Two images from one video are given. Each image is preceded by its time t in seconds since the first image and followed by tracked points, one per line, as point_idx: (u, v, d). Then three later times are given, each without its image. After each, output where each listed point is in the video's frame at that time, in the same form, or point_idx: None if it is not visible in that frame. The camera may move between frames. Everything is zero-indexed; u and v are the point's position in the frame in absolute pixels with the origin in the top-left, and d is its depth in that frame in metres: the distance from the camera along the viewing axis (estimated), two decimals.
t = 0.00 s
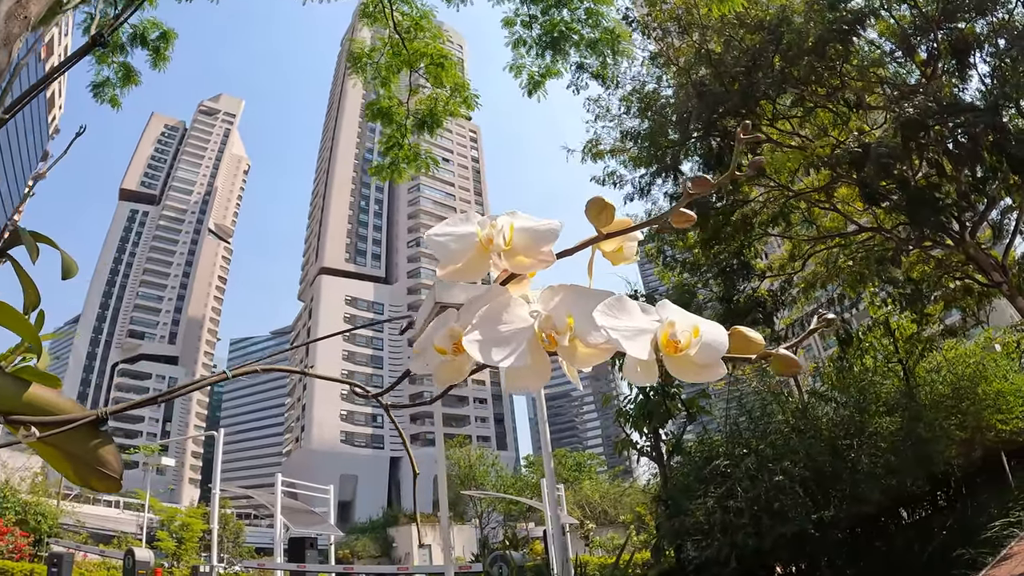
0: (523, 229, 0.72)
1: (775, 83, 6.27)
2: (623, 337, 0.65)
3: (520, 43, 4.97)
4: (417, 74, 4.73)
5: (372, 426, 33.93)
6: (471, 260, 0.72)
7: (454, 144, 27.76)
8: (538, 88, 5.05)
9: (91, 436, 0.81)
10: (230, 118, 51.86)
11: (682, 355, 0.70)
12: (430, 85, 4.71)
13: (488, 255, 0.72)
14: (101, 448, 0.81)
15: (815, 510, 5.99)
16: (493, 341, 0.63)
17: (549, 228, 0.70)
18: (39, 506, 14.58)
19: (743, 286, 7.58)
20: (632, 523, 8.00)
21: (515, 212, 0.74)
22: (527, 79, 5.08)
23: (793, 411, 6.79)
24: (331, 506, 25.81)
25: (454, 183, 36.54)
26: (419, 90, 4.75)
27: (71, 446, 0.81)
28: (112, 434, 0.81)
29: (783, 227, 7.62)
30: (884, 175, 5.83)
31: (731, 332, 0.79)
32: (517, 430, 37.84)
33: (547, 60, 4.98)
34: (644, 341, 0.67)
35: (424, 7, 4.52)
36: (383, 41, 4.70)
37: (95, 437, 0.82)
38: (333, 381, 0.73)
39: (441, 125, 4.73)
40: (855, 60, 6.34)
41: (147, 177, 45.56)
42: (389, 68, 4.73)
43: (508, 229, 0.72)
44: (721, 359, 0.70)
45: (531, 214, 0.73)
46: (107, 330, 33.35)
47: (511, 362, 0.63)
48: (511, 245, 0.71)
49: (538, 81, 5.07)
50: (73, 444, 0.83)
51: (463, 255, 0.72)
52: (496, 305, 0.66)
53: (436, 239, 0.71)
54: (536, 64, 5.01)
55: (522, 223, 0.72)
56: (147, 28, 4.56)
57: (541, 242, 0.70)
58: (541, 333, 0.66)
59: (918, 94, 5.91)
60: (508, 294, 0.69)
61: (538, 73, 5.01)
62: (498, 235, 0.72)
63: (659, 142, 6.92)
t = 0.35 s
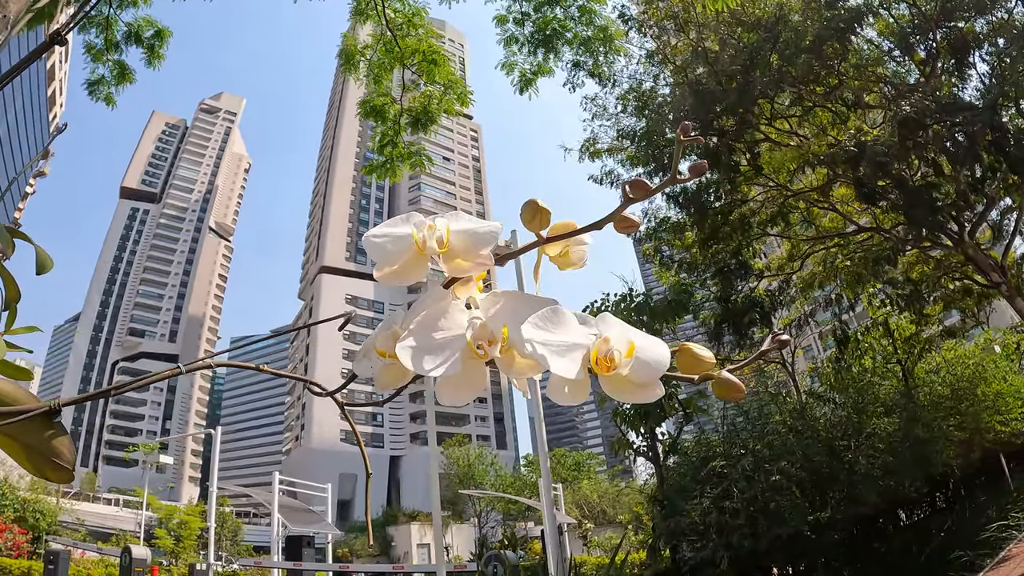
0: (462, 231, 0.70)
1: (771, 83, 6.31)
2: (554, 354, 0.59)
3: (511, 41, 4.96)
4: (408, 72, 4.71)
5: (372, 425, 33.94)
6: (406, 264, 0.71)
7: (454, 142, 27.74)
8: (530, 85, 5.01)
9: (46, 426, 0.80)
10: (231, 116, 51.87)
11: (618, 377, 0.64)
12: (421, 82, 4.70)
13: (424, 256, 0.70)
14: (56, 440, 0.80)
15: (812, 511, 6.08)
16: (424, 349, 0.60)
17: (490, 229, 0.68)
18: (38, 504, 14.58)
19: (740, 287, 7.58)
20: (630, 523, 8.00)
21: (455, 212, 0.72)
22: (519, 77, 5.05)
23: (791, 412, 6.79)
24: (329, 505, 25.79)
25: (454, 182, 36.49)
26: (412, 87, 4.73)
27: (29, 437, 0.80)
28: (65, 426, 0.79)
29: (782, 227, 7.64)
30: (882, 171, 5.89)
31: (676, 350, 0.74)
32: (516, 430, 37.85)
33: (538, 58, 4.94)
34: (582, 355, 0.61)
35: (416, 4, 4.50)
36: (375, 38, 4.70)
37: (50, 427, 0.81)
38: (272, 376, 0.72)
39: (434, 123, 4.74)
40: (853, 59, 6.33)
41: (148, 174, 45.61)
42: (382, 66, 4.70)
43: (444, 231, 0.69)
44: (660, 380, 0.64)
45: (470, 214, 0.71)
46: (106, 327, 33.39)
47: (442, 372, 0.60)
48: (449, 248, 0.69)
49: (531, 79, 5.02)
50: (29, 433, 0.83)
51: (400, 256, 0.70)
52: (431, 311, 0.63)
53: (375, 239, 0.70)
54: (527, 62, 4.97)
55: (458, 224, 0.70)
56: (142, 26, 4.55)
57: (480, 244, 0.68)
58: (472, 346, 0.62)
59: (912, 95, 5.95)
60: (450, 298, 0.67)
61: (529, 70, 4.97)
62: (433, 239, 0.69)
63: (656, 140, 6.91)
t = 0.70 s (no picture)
0: (464, 214, 0.71)
1: (776, 82, 6.29)
2: (550, 320, 0.62)
3: (517, 41, 4.95)
4: (414, 70, 4.72)
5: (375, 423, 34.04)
6: (412, 243, 0.71)
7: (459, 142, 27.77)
8: (536, 85, 4.99)
9: (64, 411, 0.88)
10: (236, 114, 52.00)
11: (612, 337, 0.68)
12: (427, 81, 4.70)
13: (432, 238, 0.71)
14: (75, 421, 0.87)
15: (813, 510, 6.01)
16: (427, 324, 0.61)
17: (488, 212, 0.69)
18: (42, 499, 14.66)
19: (744, 287, 7.58)
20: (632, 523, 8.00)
21: (459, 198, 0.73)
22: (525, 77, 5.03)
23: (793, 412, 6.82)
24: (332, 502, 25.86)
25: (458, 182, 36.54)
26: (418, 86, 4.74)
27: (47, 419, 0.87)
28: (85, 411, 0.88)
29: (786, 228, 7.64)
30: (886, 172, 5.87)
31: (670, 320, 0.75)
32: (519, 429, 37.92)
33: (544, 58, 4.93)
34: (576, 324, 0.64)
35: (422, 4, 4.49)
36: (382, 37, 4.70)
37: (69, 411, 0.88)
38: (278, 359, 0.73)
39: (440, 121, 4.76)
40: (857, 61, 6.39)
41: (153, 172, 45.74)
42: (388, 64, 4.72)
43: (446, 214, 0.71)
44: (652, 344, 0.67)
45: (475, 200, 0.73)
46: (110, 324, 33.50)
47: (445, 344, 0.61)
48: (451, 228, 0.70)
49: (537, 79, 5.01)
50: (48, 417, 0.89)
51: (405, 237, 0.71)
52: (439, 284, 0.65)
53: (380, 222, 0.71)
54: (533, 61, 4.96)
55: (462, 208, 0.71)
56: (150, 24, 4.56)
57: (481, 224, 0.70)
58: (475, 318, 0.63)
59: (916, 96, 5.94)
60: (455, 276, 0.68)
61: (535, 70, 4.95)
62: (435, 222, 0.70)
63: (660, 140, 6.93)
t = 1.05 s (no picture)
0: (478, 232, 0.73)
1: (786, 82, 6.26)
2: (557, 340, 0.64)
3: (529, 38, 4.95)
4: (426, 67, 4.71)
5: (383, 417, 34.22)
6: (427, 260, 0.71)
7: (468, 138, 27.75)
8: (549, 82, 4.99)
9: (91, 403, 0.85)
10: (248, 107, 52.31)
11: (616, 355, 0.72)
12: (440, 78, 4.70)
13: (448, 253, 0.71)
14: (100, 414, 0.84)
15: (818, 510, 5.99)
16: (440, 336, 0.64)
17: (502, 230, 0.70)
18: (52, 488, 14.79)
19: (753, 285, 7.54)
20: (638, 519, 7.98)
21: (471, 216, 0.74)
22: (537, 73, 5.03)
23: (801, 411, 6.78)
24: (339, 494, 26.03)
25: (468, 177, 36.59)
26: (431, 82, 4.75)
27: (74, 411, 0.84)
28: (111, 401, 0.84)
29: (796, 226, 7.60)
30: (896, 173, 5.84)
31: (669, 340, 0.79)
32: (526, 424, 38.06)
33: (556, 54, 4.92)
34: (578, 341, 0.67)
35: None
36: (395, 34, 4.69)
37: (97, 404, 0.86)
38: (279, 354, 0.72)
39: (453, 118, 4.68)
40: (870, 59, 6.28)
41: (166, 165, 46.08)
42: (401, 62, 4.72)
43: (461, 231, 0.71)
44: (647, 363, 0.72)
45: (485, 218, 0.74)
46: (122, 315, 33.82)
47: (458, 356, 0.64)
48: (466, 246, 0.71)
49: (549, 75, 5.00)
50: (78, 409, 0.87)
51: (423, 253, 0.72)
52: (448, 298, 0.66)
53: (400, 238, 0.71)
54: (545, 58, 4.95)
55: (474, 226, 0.72)
56: (163, 20, 4.58)
57: (494, 243, 0.70)
58: (486, 332, 0.65)
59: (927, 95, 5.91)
60: (469, 290, 0.69)
61: (547, 67, 4.95)
62: (449, 238, 0.71)
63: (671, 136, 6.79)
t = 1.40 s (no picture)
0: (436, 262, 0.83)
1: (795, 81, 6.16)
2: (494, 367, 0.70)
3: (533, 41, 4.91)
4: (432, 70, 4.69)
5: (394, 410, 34.43)
6: (390, 287, 0.84)
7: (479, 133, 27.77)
8: (553, 84, 4.99)
9: (106, 410, 0.92)
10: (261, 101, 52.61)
11: (548, 383, 0.75)
12: (445, 81, 4.71)
13: (408, 281, 0.83)
14: (113, 420, 0.91)
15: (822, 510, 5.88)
16: (404, 356, 0.75)
17: (459, 261, 0.80)
18: (66, 478, 14.99)
19: (761, 283, 7.50)
20: (644, 515, 7.98)
21: (433, 246, 0.85)
22: (541, 76, 5.03)
23: (808, 409, 6.76)
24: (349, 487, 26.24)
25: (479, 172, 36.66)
26: (436, 85, 4.75)
27: (90, 418, 0.91)
28: (123, 410, 0.91)
29: (806, 225, 7.56)
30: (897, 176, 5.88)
31: (606, 364, 0.83)
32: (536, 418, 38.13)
33: (559, 57, 4.91)
34: (516, 368, 0.72)
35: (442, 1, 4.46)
36: (400, 36, 4.66)
37: (110, 411, 0.92)
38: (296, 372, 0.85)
39: (459, 119, 4.77)
40: (881, 56, 6.17)
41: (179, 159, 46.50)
42: (406, 64, 4.68)
43: (420, 262, 0.82)
44: (579, 385, 0.76)
45: (445, 246, 0.84)
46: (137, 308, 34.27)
47: (416, 374, 0.75)
48: (425, 275, 0.82)
49: (553, 78, 5.00)
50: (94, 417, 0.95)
51: (386, 282, 0.84)
52: (414, 323, 0.76)
53: (369, 268, 0.83)
54: (549, 61, 4.94)
55: (431, 257, 0.82)
56: (174, 23, 4.63)
57: (451, 272, 0.82)
58: (440, 355, 0.75)
59: (934, 96, 5.87)
60: (429, 312, 0.80)
61: (551, 69, 4.95)
62: (410, 268, 0.82)
63: (679, 136, 7.00)
